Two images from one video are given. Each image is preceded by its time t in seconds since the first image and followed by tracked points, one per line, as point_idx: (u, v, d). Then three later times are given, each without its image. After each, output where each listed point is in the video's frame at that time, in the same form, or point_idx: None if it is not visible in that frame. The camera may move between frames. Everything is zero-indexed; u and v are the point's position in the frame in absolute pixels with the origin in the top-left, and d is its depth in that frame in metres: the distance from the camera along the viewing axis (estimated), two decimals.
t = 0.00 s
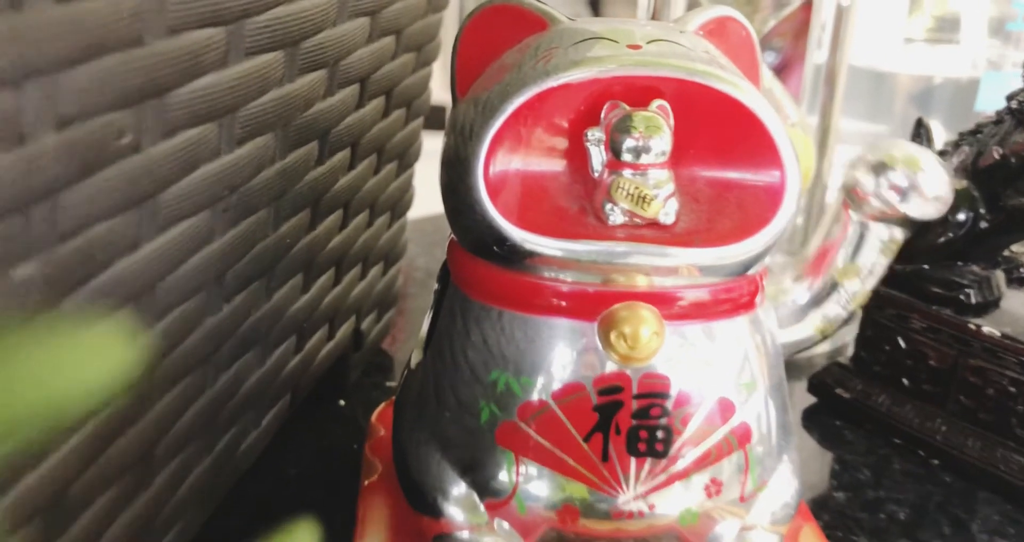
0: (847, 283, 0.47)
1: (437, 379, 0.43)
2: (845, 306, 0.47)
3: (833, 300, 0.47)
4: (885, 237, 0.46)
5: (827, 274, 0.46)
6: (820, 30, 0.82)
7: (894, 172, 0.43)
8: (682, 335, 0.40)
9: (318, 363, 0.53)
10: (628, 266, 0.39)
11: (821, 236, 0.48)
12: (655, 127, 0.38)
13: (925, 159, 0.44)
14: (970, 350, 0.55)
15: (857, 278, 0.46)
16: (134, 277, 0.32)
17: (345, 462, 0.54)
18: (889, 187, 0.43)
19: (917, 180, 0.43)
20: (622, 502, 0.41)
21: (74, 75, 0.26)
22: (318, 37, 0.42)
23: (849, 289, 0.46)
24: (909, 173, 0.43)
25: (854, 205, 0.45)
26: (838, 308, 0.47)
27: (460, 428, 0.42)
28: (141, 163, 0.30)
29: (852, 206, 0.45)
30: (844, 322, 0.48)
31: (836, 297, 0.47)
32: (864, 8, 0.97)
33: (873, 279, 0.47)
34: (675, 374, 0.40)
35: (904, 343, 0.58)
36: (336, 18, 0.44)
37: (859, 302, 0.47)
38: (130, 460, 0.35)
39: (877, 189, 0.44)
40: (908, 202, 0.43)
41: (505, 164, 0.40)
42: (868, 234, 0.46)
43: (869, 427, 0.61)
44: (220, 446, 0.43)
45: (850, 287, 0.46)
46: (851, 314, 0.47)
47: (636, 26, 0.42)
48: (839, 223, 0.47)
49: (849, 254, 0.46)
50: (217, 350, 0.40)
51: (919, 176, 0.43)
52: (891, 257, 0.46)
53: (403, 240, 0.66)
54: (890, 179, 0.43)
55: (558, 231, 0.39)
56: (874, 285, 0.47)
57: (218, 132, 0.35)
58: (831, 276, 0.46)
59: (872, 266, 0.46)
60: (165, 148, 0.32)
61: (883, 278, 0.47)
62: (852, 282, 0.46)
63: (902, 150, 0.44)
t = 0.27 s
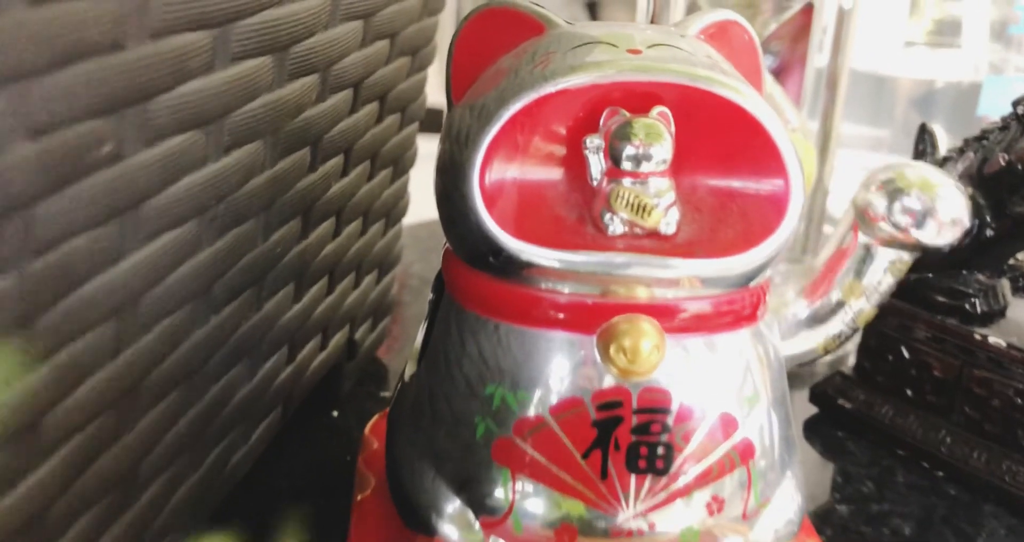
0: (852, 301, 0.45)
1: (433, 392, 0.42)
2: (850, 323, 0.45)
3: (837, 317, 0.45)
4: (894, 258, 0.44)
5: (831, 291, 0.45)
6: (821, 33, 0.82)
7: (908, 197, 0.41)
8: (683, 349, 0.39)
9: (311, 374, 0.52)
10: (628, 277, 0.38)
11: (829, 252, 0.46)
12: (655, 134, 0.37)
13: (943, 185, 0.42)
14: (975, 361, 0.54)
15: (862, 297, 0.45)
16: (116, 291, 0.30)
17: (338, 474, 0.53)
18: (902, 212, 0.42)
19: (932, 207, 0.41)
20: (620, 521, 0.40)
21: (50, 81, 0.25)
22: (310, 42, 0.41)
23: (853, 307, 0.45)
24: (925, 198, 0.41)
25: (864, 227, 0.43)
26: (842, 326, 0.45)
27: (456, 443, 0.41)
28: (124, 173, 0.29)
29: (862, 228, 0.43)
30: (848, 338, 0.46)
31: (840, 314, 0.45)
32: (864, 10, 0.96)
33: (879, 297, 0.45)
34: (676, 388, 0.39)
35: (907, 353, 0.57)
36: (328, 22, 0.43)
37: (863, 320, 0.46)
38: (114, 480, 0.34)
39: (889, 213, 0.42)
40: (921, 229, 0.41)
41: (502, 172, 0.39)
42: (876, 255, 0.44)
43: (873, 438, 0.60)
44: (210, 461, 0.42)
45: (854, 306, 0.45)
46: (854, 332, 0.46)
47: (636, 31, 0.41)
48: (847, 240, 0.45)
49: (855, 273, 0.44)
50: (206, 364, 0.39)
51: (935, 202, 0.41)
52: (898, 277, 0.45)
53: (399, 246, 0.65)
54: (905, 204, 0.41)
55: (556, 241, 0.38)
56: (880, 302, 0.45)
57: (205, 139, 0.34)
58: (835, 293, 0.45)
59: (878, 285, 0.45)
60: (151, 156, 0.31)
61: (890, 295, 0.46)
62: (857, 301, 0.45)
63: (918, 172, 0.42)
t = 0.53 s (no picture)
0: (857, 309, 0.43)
1: (426, 406, 0.41)
2: (855, 332, 0.44)
3: (841, 325, 0.44)
4: (900, 264, 0.42)
5: (835, 299, 0.43)
6: (821, 36, 0.81)
7: (913, 201, 0.40)
8: (683, 362, 0.38)
9: (300, 385, 0.50)
10: (627, 288, 0.37)
11: (832, 259, 0.44)
12: (655, 140, 0.36)
13: (950, 188, 0.40)
14: (981, 371, 0.53)
15: (866, 305, 0.43)
16: (92, 305, 0.29)
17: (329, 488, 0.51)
18: (907, 217, 0.40)
19: (938, 211, 0.39)
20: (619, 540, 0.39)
21: (19, 87, 0.24)
22: (299, 44, 0.40)
23: (858, 315, 0.43)
24: (930, 203, 0.39)
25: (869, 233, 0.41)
26: (846, 334, 0.44)
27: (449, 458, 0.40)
28: (100, 182, 0.28)
29: (866, 234, 0.41)
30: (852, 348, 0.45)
31: (845, 323, 0.44)
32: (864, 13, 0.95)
33: (884, 305, 0.43)
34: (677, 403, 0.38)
35: (911, 363, 0.56)
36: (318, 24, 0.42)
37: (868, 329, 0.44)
38: (90, 501, 0.33)
39: (894, 219, 0.40)
40: (928, 234, 0.40)
41: (497, 179, 0.38)
42: (881, 261, 0.42)
43: (876, 449, 0.58)
44: (194, 476, 0.41)
45: (858, 314, 0.43)
46: (859, 341, 0.44)
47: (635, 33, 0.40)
48: (851, 247, 0.43)
49: (860, 280, 0.43)
50: (187, 378, 0.37)
51: (941, 207, 0.39)
52: (904, 284, 0.43)
53: (392, 252, 0.63)
54: (909, 210, 0.39)
55: (552, 250, 0.37)
56: (884, 310, 0.44)
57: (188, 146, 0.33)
58: (840, 301, 0.43)
59: (884, 293, 0.43)
60: (129, 163, 0.29)
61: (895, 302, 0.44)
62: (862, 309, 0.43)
63: (924, 175, 0.40)
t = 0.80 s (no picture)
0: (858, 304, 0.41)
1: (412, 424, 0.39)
2: (859, 331, 0.42)
3: (845, 325, 0.42)
4: (898, 253, 0.40)
5: (834, 296, 0.42)
6: (821, 38, 0.81)
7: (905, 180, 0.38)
8: (681, 378, 0.36)
9: (280, 399, 0.48)
10: (621, 300, 0.35)
11: (826, 256, 0.42)
12: (651, 143, 0.34)
13: (939, 166, 0.38)
14: (988, 383, 0.51)
15: (868, 300, 0.41)
16: (42, 321, 0.27)
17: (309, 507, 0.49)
18: (899, 196, 0.38)
19: (930, 188, 0.38)
20: None
21: None
22: (277, 43, 0.38)
23: (860, 310, 0.41)
24: (922, 180, 0.38)
25: (862, 219, 0.40)
26: (848, 333, 0.42)
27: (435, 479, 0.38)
28: (50, 190, 0.26)
29: (860, 219, 0.40)
30: (860, 350, 0.42)
31: (848, 321, 0.42)
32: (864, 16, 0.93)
33: (886, 300, 0.41)
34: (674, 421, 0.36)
35: (916, 375, 0.54)
36: (297, 21, 0.40)
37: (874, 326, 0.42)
38: (44, 531, 0.30)
39: (885, 199, 0.38)
40: (921, 213, 0.38)
41: (485, 185, 0.36)
42: (878, 249, 0.40)
43: (880, 463, 0.56)
44: (163, 498, 0.38)
45: (860, 309, 0.41)
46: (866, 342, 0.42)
47: (631, 31, 0.38)
48: (843, 239, 0.41)
49: (857, 272, 0.41)
50: (155, 396, 0.35)
51: (933, 183, 0.38)
52: (905, 272, 0.41)
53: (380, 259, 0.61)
54: (901, 187, 0.38)
55: (543, 260, 0.35)
56: (887, 305, 0.42)
57: (152, 150, 0.31)
58: (839, 298, 0.42)
59: (886, 284, 0.41)
60: (84, 169, 0.27)
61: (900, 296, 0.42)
62: (864, 302, 0.41)
63: (913, 156, 0.39)
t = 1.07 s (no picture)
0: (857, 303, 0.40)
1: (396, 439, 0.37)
2: (860, 333, 0.40)
3: (847, 327, 0.40)
4: (894, 249, 0.39)
5: (831, 294, 0.40)
6: (818, 41, 0.80)
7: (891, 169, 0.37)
8: (678, 393, 0.35)
9: (261, 410, 0.47)
10: (616, 312, 0.33)
11: (819, 258, 0.41)
12: (647, 147, 0.32)
13: (926, 156, 0.37)
14: (992, 394, 0.50)
15: (869, 296, 0.40)
16: None
17: (291, 523, 0.47)
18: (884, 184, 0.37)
19: (916, 178, 0.37)
20: None
21: None
22: (256, 42, 0.36)
23: (860, 307, 0.40)
24: (907, 169, 0.37)
25: (851, 209, 0.39)
26: (855, 336, 0.40)
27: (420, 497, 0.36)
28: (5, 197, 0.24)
29: (848, 208, 0.39)
30: (862, 354, 0.41)
31: (849, 322, 0.40)
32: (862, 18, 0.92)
33: (886, 297, 0.40)
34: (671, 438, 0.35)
35: (918, 386, 0.53)
36: (278, 20, 0.38)
37: (873, 328, 0.41)
38: None
39: (871, 187, 0.38)
40: (907, 202, 0.37)
41: (473, 190, 0.34)
42: (872, 240, 0.39)
43: (879, 475, 0.54)
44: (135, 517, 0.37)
45: (860, 306, 0.40)
46: (867, 345, 0.41)
47: (625, 31, 0.37)
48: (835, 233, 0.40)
49: (853, 267, 0.40)
50: (125, 411, 0.34)
51: (918, 172, 0.37)
52: (900, 267, 0.40)
53: (368, 266, 0.60)
54: (885, 175, 0.37)
55: (533, 269, 0.33)
56: (888, 301, 0.41)
57: (120, 154, 0.29)
58: (837, 297, 0.40)
59: (883, 281, 0.40)
60: (46, 175, 0.26)
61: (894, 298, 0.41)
62: (863, 298, 0.40)
63: (902, 146, 0.38)
